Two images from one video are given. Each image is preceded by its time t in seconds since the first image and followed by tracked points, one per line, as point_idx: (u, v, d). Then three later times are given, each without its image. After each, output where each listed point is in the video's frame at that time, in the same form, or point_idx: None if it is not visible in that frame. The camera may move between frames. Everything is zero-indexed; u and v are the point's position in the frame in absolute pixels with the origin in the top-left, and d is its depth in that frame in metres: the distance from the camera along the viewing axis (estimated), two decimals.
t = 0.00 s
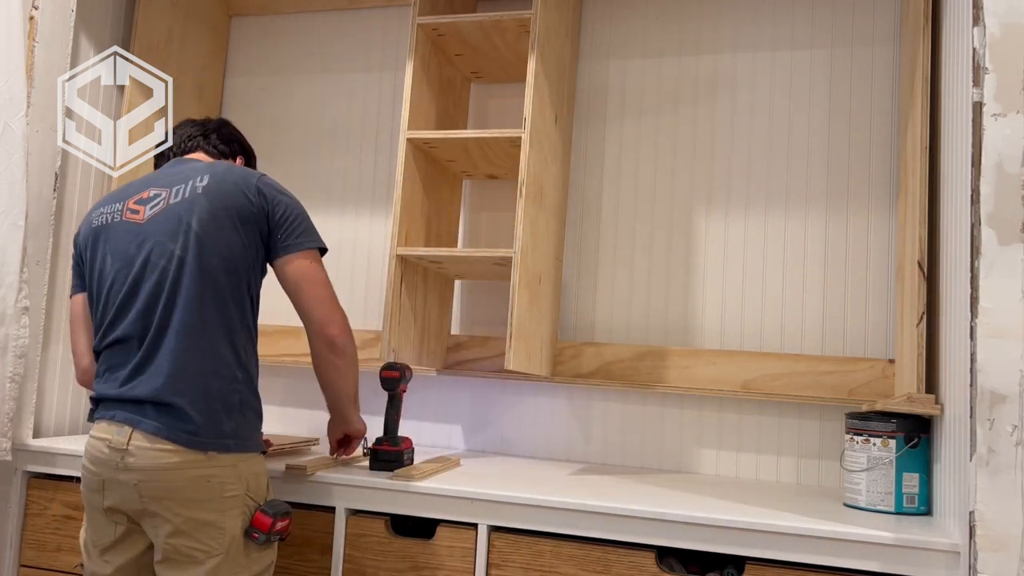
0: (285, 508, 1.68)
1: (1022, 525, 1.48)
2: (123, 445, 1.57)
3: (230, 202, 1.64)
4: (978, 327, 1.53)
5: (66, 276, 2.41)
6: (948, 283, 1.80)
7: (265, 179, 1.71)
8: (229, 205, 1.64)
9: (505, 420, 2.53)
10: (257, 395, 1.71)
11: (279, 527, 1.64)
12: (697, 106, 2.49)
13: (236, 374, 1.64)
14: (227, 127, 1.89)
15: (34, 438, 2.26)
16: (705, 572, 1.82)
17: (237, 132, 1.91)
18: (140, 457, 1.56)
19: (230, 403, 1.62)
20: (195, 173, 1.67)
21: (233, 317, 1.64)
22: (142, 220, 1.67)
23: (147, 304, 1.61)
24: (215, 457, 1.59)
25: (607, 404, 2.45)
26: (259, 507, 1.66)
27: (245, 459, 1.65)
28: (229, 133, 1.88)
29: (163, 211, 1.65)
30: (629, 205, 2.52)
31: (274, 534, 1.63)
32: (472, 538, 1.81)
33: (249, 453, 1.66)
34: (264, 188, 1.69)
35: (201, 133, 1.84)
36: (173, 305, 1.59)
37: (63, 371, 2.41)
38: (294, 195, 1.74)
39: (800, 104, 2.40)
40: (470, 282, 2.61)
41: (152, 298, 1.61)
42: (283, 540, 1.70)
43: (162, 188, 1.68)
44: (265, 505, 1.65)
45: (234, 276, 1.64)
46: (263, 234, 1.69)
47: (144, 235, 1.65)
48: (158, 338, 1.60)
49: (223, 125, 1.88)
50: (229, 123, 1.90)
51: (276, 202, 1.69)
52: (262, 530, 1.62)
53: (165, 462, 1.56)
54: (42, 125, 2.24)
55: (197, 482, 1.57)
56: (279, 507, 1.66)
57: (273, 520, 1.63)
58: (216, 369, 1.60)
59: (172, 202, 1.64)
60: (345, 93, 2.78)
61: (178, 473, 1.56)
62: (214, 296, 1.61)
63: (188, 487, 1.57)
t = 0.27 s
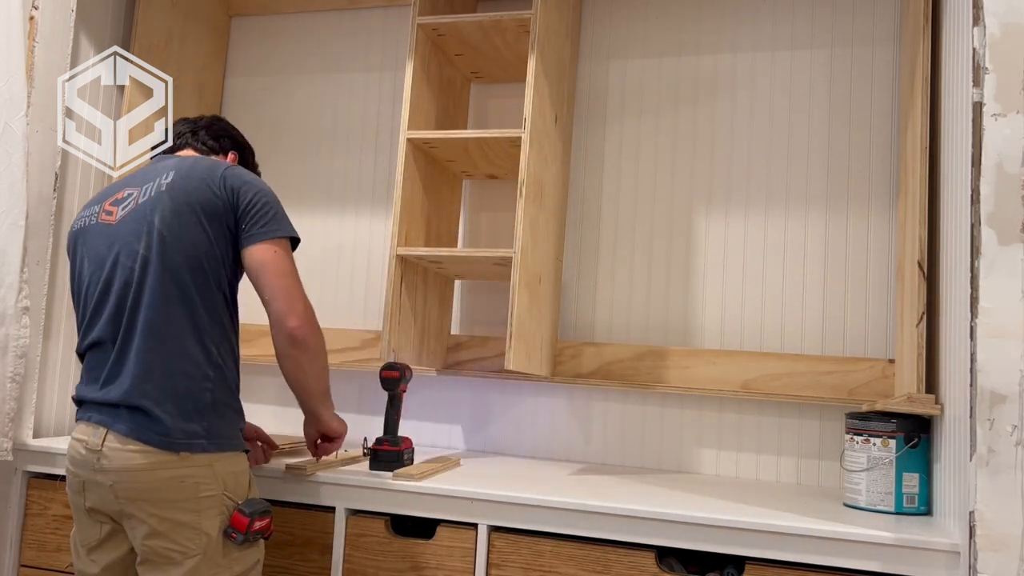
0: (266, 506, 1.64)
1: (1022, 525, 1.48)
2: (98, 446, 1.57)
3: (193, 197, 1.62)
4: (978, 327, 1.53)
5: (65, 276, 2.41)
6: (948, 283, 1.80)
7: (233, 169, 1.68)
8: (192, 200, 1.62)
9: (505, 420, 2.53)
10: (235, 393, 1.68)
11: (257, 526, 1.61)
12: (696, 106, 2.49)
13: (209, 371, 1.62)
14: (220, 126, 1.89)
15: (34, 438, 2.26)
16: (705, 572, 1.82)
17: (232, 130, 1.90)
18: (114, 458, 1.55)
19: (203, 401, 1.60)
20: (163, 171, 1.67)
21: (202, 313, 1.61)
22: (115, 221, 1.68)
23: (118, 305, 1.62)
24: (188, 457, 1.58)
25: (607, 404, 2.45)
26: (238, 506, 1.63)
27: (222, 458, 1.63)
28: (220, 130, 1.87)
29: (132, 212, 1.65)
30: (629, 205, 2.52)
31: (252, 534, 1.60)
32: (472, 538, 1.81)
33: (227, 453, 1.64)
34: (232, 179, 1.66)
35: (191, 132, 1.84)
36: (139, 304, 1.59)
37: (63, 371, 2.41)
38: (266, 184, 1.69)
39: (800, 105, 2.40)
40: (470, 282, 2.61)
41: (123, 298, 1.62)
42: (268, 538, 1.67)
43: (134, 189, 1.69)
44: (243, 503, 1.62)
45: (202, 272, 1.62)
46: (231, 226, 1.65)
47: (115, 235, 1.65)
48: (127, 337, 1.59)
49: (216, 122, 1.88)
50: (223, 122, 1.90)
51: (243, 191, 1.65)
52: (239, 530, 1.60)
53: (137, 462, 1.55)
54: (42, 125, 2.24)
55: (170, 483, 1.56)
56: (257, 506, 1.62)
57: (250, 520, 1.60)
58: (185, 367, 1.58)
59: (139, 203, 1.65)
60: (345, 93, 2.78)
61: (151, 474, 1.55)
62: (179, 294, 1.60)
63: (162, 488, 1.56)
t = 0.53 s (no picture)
0: (262, 507, 1.64)
1: (1022, 525, 1.48)
2: (95, 446, 1.58)
3: (188, 195, 1.61)
4: (978, 327, 1.53)
5: (65, 276, 2.41)
6: (948, 283, 1.80)
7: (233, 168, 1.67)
8: (188, 199, 1.61)
9: (505, 420, 2.53)
10: (233, 394, 1.68)
11: (252, 528, 1.61)
12: (697, 106, 2.48)
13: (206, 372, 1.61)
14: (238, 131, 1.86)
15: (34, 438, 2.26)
16: (704, 572, 1.82)
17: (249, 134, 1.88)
18: (109, 458, 1.56)
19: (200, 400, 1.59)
20: (162, 173, 1.67)
21: (197, 313, 1.60)
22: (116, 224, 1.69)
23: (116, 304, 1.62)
24: (182, 457, 1.57)
25: (607, 404, 2.45)
26: (233, 508, 1.63)
27: (218, 459, 1.62)
28: (236, 135, 1.84)
29: (130, 211, 1.65)
30: (629, 205, 2.52)
31: (247, 535, 1.60)
32: (472, 537, 1.81)
33: (222, 453, 1.63)
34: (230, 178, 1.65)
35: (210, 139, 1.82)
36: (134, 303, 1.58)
37: (63, 371, 2.41)
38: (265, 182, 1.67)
39: (800, 104, 2.40)
40: (470, 282, 2.61)
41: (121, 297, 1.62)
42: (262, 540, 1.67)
43: (134, 191, 1.69)
44: (238, 505, 1.62)
45: (199, 272, 1.61)
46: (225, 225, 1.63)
47: (114, 236, 1.66)
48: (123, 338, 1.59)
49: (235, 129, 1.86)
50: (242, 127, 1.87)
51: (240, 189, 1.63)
52: (234, 531, 1.60)
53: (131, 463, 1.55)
54: (42, 125, 2.24)
55: (165, 484, 1.56)
56: (252, 508, 1.62)
57: (245, 522, 1.60)
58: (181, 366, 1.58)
59: (136, 203, 1.65)
60: (345, 93, 2.78)
61: (145, 474, 1.55)
62: (174, 294, 1.59)
63: (157, 488, 1.56)
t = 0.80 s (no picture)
0: (253, 508, 1.65)
1: (1022, 525, 1.48)
2: (87, 447, 1.58)
3: (153, 200, 1.58)
4: (978, 327, 1.53)
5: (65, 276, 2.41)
6: (948, 284, 1.80)
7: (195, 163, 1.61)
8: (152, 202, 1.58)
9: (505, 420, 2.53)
10: (220, 393, 1.67)
11: (244, 527, 1.61)
12: (696, 106, 2.49)
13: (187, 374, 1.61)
14: (213, 108, 1.77)
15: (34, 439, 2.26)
16: (705, 572, 1.83)
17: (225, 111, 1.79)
18: (100, 460, 1.56)
19: (182, 402, 1.58)
20: (127, 176, 1.64)
21: (174, 316, 1.59)
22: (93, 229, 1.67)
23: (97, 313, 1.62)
24: (175, 458, 1.57)
25: (607, 404, 2.45)
26: (224, 509, 1.63)
27: (209, 460, 1.62)
28: (212, 114, 1.76)
29: (103, 217, 1.64)
30: (629, 205, 2.52)
31: (239, 535, 1.60)
32: (472, 537, 1.81)
33: (213, 453, 1.63)
34: (194, 175, 1.60)
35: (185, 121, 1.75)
36: (110, 313, 1.58)
37: (63, 371, 2.41)
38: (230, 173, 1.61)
39: (800, 105, 2.40)
40: (470, 283, 2.61)
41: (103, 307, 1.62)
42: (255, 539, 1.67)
43: (106, 194, 1.67)
44: (229, 506, 1.62)
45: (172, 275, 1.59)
46: (193, 225, 1.59)
47: (91, 243, 1.65)
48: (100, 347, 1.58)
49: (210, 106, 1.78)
50: (217, 103, 1.79)
51: (202, 184, 1.58)
52: (227, 531, 1.60)
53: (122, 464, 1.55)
54: (42, 125, 2.24)
55: (156, 485, 1.56)
56: (244, 507, 1.62)
57: (237, 521, 1.60)
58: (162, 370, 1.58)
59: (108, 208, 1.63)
60: (345, 93, 2.78)
61: (136, 475, 1.55)
62: (149, 301, 1.58)
63: (148, 489, 1.55)
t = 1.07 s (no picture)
0: (348, 510, 1.65)
1: (1022, 525, 1.48)
2: (193, 451, 1.52)
3: (260, 228, 1.50)
4: (978, 327, 1.53)
5: (65, 276, 2.41)
6: (948, 284, 1.80)
7: (244, 183, 1.52)
8: (239, 232, 1.50)
9: (505, 420, 2.53)
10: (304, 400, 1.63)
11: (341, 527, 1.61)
12: (697, 107, 2.49)
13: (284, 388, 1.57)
14: (264, 80, 1.66)
15: (34, 439, 2.26)
16: (705, 572, 1.82)
17: (272, 81, 1.66)
18: (213, 462, 1.51)
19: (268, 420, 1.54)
20: (219, 203, 1.52)
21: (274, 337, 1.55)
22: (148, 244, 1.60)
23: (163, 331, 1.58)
24: (274, 463, 1.54)
25: (607, 403, 2.45)
26: (319, 508, 1.62)
27: (307, 462, 1.60)
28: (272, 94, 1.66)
29: (190, 245, 1.53)
30: (629, 205, 2.52)
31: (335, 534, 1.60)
32: (472, 537, 1.81)
33: (310, 458, 1.61)
34: (259, 199, 1.51)
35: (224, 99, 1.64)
36: (236, 340, 1.52)
37: (63, 371, 2.41)
38: (279, 191, 1.52)
39: (800, 105, 2.40)
40: (470, 283, 2.61)
41: (167, 323, 1.58)
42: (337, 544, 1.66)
43: (187, 214, 1.54)
44: (334, 507, 1.62)
45: (252, 300, 1.52)
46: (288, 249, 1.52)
47: (189, 271, 1.54)
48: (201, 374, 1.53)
49: (245, 76, 1.66)
50: (265, 73, 1.66)
51: (297, 211, 1.51)
52: (325, 529, 1.59)
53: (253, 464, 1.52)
54: (42, 125, 2.24)
55: (268, 484, 1.53)
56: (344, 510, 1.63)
57: (336, 520, 1.60)
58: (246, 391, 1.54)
59: (196, 235, 1.53)
60: (345, 94, 2.78)
61: (253, 475, 1.52)
62: (235, 329, 1.52)
63: (259, 489, 1.53)
